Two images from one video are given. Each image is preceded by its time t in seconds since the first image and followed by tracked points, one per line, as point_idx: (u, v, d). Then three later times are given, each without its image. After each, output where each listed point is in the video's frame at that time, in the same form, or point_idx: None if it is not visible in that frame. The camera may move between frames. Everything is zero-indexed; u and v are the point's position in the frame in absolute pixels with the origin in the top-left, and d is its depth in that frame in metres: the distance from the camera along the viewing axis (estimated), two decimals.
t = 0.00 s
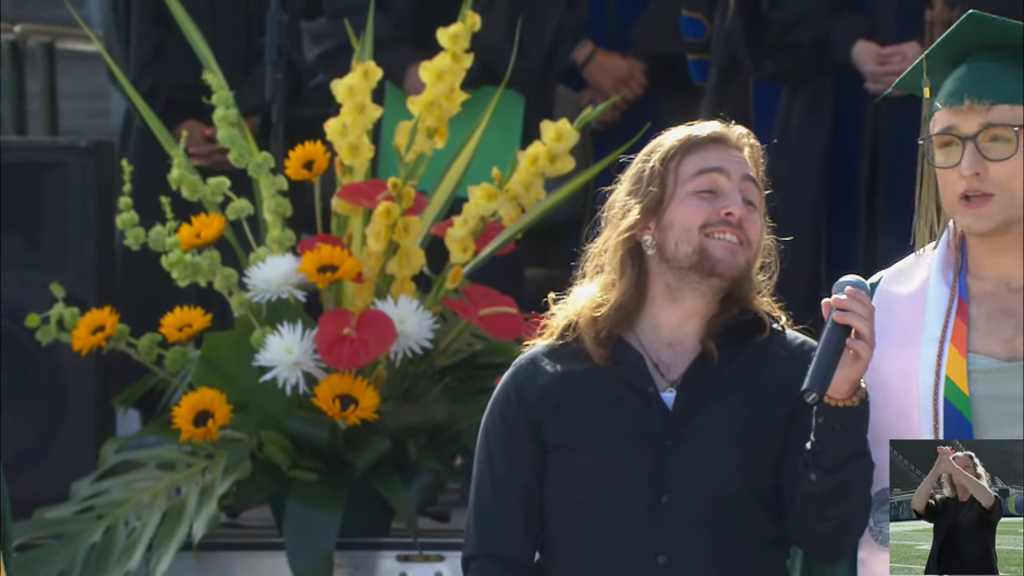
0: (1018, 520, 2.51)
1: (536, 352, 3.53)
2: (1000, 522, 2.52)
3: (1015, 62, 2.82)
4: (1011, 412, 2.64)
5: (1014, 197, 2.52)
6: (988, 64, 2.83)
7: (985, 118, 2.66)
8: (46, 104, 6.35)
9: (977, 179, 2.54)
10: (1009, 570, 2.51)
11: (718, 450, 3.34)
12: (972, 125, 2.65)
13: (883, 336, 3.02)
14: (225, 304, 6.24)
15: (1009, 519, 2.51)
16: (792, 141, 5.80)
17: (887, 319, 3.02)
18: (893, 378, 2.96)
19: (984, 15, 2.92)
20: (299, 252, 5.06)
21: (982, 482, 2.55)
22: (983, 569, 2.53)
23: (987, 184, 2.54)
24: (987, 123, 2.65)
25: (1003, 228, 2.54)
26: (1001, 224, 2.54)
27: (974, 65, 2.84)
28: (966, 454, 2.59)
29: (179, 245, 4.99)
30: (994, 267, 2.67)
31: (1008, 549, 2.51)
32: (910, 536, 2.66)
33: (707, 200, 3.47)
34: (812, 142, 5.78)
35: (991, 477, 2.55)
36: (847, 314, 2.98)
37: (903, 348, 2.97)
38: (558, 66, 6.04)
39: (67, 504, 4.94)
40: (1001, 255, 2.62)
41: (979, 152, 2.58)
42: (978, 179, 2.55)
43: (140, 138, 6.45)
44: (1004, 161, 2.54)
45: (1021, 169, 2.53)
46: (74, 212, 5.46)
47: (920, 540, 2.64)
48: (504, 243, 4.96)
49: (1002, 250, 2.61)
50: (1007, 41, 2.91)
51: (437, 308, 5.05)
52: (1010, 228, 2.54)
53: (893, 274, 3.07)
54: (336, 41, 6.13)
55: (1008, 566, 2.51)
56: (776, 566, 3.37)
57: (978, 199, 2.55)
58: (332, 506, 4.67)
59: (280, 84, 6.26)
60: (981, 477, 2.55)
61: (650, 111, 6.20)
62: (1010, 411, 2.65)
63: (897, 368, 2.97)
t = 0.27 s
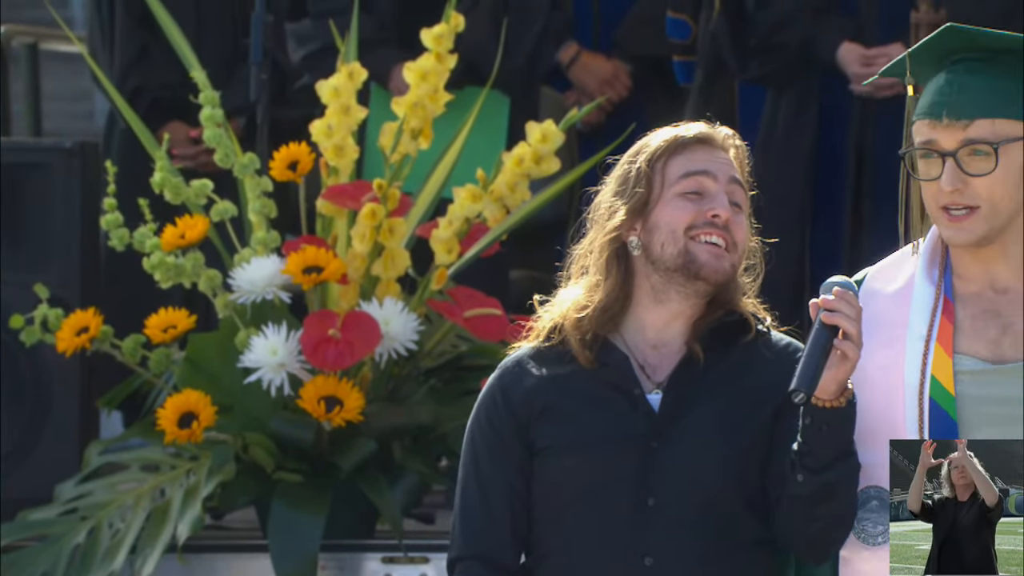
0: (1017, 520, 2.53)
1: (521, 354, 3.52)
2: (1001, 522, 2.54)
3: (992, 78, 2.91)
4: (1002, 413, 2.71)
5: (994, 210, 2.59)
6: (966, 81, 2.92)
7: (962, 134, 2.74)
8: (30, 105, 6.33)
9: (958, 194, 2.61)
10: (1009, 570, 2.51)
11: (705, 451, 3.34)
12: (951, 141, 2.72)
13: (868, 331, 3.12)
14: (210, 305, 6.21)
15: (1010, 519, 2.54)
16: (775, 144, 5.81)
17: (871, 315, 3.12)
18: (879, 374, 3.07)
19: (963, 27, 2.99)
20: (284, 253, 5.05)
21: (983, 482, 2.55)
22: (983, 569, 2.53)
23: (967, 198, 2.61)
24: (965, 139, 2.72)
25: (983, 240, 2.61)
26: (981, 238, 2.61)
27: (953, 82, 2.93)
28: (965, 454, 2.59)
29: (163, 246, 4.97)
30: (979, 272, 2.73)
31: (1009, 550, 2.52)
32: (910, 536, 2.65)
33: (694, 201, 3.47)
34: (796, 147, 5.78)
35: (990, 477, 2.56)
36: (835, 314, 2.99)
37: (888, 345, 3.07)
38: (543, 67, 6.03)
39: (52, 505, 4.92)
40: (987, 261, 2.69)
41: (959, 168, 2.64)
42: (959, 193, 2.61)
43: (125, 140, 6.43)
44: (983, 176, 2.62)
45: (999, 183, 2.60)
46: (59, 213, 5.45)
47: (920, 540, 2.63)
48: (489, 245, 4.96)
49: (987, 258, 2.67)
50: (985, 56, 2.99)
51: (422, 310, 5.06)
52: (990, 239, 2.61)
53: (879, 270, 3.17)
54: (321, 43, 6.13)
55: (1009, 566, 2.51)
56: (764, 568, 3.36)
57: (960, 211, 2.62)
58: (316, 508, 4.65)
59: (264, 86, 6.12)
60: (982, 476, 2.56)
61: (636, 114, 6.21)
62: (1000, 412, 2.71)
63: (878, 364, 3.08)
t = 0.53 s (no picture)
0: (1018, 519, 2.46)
1: (513, 356, 3.52)
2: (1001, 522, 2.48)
3: (985, 77, 2.89)
4: (998, 420, 2.61)
5: (985, 208, 2.59)
6: (959, 80, 2.91)
7: (952, 130, 2.75)
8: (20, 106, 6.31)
9: (949, 190, 2.62)
10: (1009, 570, 2.46)
11: (697, 452, 3.33)
12: (941, 137, 2.73)
13: (862, 330, 3.02)
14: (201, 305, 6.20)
15: (1010, 519, 2.47)
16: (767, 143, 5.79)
17: (865, 314, 3.03)
18: (873, 374, 2.97)
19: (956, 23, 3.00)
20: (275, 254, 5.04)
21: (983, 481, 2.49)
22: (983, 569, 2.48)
23: (957, 196, 2.62)
24: (955, 135, 2.73)
25: (974, 239, 2.61)
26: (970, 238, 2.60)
27: (947, 81, 2.91)
28: (964, 453, 2.55)
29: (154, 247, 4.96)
30: (976, 270, 2.67)
31: (1009, 550, 2.46)
32: (911, 536, 2.61)
33: (687, 202, 3.47)
34: (787, 148, 5.77)
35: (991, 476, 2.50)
36: (827, 319, 2.99)
37: (882, 344, 2.97)
38: (534, 67, 6.04)
39: (42, 506, 4.92)
40: (981, 261, 2.64)
41: (948, 165, 2.65)
42: (949, 190, 2.62)
43: (115, 141, 6.42)
44: (972, 173, 2.62)
45: (989, 180, 2.61)
46: (49, 214, 5.44)
47: (921, 540, 2.59)
48: (480, 246, 4.94)
49: (979, 257, 2.64)
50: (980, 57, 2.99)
51: (413, 311, 5.05)
52: (981, 238, 2.60)
53: (875, 267, 3.07)
54: (311, 43, 6.14)
55: (1008, 566, 2.46)
56: (756, 569, 3.35)
57: (952, 210, 2.62)
58: (307, 509, 4.65)
59: (254, 86, 6.26)
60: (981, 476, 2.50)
61: (627, 114, 6.18)
62: (999, 417, 2.61)
63: (873, 363, 2.98)
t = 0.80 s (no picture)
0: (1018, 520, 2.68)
1: (497, 361, 3.50)
2: (1002, 522, 2.69)
3: (976, 76, 3.05)
4: (989, 423, 2.81)
5: (964, 203, 2.83)
6: (949, 77, 3.08)
7: (937, 120, 2.97)
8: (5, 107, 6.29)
9: (930, 180, 2.86)
10: (1009, 569, 2.68)
11: (682, 454, 3.33)
12: (926, 125, 2.96)
13: (854, 327, 3.18)
14: (186, 308, 6.20)
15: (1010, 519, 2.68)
16: (753, 146, 5.79)
17: (858, 310, 3.19)
18: (866, 370, 3.12)
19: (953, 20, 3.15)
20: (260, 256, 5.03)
21: (984, 485, 2.70)
22: (984, 567, 2.70)
23: (937, 187, 2.86)
24: (939, 124, 2.95)
25: (951, 235, 2.85)
26: (947, 233, 2.85)
27: (940, 80, 3.08)
28: (964, 457, 2.73)
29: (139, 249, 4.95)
30: (967, 272, 2.91)
31: (1008, 548, 2.69)
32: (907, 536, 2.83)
33: (675, 203, 3.47)
34: (773, 152, 5.76)
35: (990, 478, 2.70)
36: (811, 320, 3.03)
37: (875, 343, 3.14)
38: (520, 70, 6.04)
39: (25, 509, 4.90)
40: (965, 259, 2.90)
41: (931, 155, 2.89)
42: (930, 181, 2.86)
43: (101, 143, 6.40)
44: (954, 167, 2.86)
45: (969, 174, 2.84)
46: (34, 215, 5.43)
47: (918, 542, 2.80)
48: (466, 247, 4.93)
49: (962, 255, 2.90)
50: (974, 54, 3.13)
51: (399, 312, 5.03)
52: (958, 233, 2.84)
53: (867, 268, 3.24)
54: (296, 45, 6.13)
55: (1008, 566, 2.68)
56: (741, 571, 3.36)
57: (932, 203, 2.87)
58: (292, 512, 4.63)
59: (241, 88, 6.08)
60: (982, 479, 2.70)
61: (612, 115, 6.19)
62: (989, 420, 2.81)
63: (866, 359, 3.13)
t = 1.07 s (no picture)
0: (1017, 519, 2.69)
1: (479, 369, 3.46)
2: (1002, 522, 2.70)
3: (968, 78, 3.08)
4: (982, 425, 2.89)
5: (947, 202, 2.93)
6: (940, 76, 3.11)
7: (923, 117, 3.04)
8: None
9: (913, 178, 2.95)
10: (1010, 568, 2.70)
11: (666, 457, 3.31)
12: (912, 123, 3.04)
13: (847, 329, 3.24)
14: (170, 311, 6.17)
15: (1010, 519, 2.69)
16: (738, 149, 5.77)
17: (851, 313, 3.25)
18: (856, 371, 3.18)
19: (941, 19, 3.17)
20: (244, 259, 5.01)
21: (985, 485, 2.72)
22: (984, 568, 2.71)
23: (920, 185, 2.95)
24: (924, 122, 3.03)
25: (937, 232, 2.94)
26: (933, 231, 2.93)
27: (933, 80, 3.10)
28: (963, 457, 2.75)
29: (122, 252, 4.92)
30: (956, 272, 2.99)
31: (1008, 550, 2.70)
32: (909, 536, 2.81)
33: (655, 204, 3.45)
34: (759, 155, 5.76)
35: (990, 478, 2.72)
36: (793, 327, 3.02)
37: (868, 344, 3.19)
38: (504, 72, 6.02)
39: (8, 514, 4.86)
40: (953, 259, 2.99)
41: (915, 153, 2.97)
42: (913, 178, 2.95)
43: (84, 146, 6.37)
44: (936, 164, 2.95)
45: (952, 173, 2.93)
46: (16, 218, 5.40)
47: (918, 541, 2.79)
48: (450, 250, 4.92)
49: (948, 255, 2.99)
50: (966, 55, 3.15)
51: (383, 316, 5.00)
52: (941, 231, 2.93)
53: (857, 271, 3.30)
54: (279, 47, 6.12)
55: (1009, 566, 2.70)
56: None
57: (915, 201, 2.96)
58: (276, 516, 4.61)
59: (224, 91, 6.04)
60: (982, 479, 2.72)
61: (596, 118, 6.14)
62: (982, 421, 2.89)
63: (856, 361, 3.19)
